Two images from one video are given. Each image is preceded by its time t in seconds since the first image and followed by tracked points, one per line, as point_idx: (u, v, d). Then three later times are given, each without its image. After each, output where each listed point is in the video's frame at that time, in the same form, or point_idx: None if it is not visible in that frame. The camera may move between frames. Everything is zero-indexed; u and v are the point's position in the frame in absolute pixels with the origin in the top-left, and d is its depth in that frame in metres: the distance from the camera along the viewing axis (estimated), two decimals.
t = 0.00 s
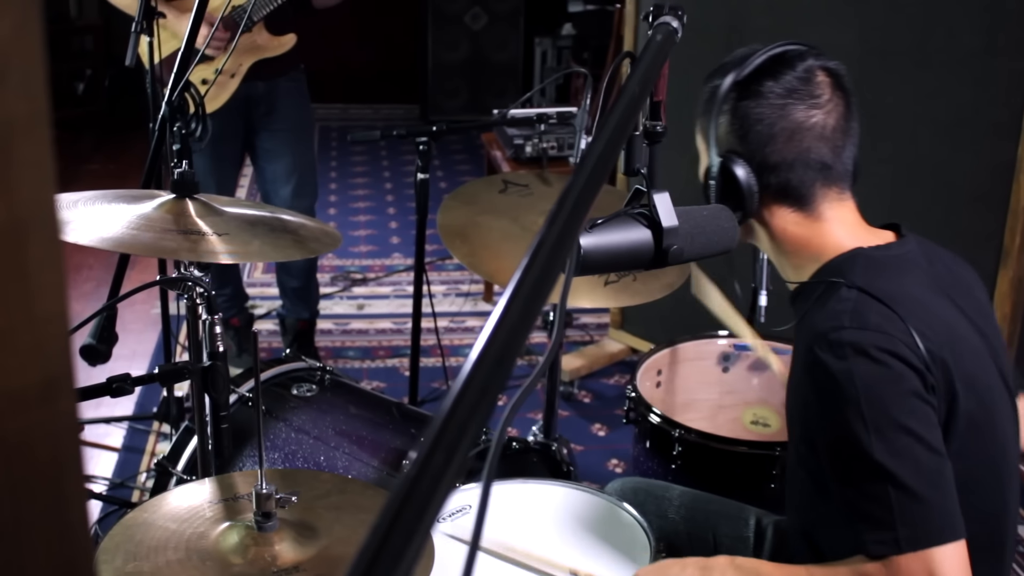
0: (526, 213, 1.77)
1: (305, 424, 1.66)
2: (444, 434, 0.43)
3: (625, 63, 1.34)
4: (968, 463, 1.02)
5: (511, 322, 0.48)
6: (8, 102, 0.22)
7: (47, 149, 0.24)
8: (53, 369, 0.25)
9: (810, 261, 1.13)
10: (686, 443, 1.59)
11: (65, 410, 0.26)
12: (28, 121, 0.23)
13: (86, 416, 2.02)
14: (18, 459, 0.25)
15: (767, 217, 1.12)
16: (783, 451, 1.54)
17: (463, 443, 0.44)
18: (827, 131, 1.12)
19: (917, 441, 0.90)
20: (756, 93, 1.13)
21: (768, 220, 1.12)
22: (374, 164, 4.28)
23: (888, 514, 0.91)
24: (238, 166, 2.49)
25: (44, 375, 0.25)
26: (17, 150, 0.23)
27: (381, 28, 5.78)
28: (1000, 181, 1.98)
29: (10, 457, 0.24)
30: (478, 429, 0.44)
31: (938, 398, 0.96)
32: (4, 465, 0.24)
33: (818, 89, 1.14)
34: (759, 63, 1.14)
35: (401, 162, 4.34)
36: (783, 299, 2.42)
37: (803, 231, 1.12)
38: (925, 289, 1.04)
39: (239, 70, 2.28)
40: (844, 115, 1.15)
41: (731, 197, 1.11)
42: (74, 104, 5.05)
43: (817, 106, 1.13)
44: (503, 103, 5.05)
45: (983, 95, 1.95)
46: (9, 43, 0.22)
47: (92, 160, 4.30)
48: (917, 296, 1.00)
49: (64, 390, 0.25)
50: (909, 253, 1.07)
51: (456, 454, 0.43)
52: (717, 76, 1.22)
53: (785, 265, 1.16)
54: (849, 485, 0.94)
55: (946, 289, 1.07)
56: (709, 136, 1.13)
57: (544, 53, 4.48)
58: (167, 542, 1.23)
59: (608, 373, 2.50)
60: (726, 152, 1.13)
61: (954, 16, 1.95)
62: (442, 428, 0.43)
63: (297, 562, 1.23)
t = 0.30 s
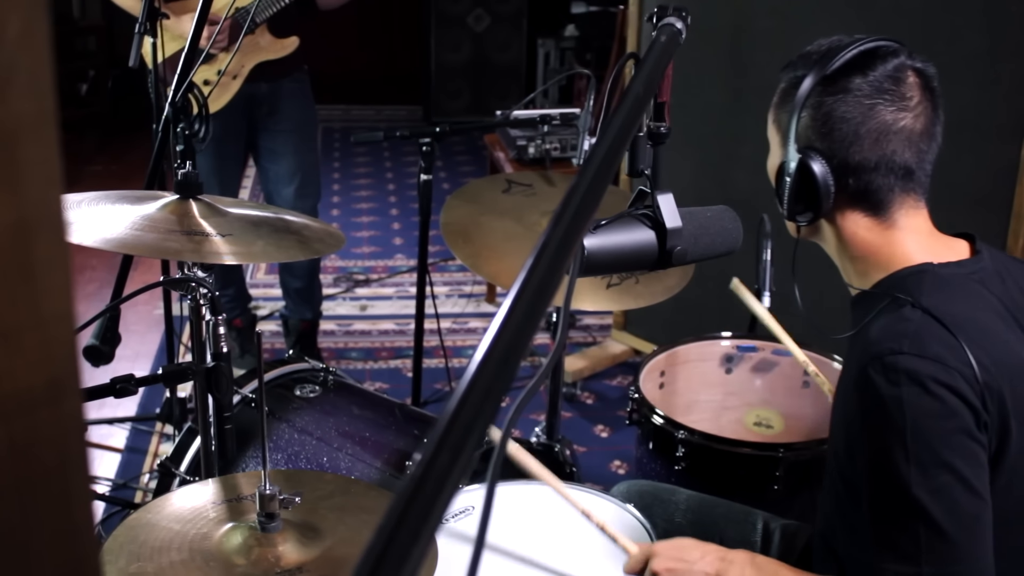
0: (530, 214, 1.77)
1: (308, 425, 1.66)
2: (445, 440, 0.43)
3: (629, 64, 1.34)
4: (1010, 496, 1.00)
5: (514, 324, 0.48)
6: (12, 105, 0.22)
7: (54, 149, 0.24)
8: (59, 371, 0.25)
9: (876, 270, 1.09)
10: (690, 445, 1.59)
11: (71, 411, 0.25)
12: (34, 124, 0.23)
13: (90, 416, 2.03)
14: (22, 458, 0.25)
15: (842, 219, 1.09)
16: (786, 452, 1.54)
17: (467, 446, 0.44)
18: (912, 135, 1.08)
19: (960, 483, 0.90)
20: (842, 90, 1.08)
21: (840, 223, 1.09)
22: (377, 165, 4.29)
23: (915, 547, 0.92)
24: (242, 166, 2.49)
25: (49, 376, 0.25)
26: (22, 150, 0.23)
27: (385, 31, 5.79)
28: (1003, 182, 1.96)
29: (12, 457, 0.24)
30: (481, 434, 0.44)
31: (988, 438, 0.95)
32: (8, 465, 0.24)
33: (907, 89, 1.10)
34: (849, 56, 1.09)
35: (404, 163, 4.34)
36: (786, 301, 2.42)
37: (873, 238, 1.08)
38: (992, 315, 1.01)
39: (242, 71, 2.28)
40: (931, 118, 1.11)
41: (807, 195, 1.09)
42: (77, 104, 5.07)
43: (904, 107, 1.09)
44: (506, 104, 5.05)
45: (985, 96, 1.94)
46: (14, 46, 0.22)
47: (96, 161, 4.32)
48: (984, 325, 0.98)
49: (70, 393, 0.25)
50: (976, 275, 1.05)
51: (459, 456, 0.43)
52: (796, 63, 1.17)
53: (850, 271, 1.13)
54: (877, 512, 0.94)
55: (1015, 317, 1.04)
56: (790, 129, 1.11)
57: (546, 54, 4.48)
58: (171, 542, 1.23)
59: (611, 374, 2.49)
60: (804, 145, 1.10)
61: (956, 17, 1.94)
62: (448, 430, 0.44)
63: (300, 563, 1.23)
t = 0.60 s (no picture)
0: (531, 215, 1.78)
1: (311, 426, 1.66)
2: (447, 443, 0.43)
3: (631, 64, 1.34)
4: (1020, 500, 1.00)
5: (518, 325, 0.48)
6: (13, 106, 0.22)
7: (57, 150, 0.23)
8: (62, 372, 0.24)
9: (896, 274, 1.09)
10: (692, 446, 1.59)
11: (72, 412, 0.25)
12: (37, 126, 0.22)
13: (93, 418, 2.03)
14: (23, 461, 0.24)
15: (867, 219, 1.09)
16: (789, 453, 1.54)
17: (470, 447, 0.44)
18: (945, 139, 1.08)
19: (983, 490, 0.90)
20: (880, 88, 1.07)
21: (865, 223, 1.09)
22: (379, 167, 4.29)
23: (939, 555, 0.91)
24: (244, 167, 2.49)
25: (52, 378, 0.24)
26: (24, 151, 0.22)
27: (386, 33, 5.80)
28: (1005, 181, 1.96)
29: (13, 459, 0.24)
30: (482, 437, 0.44)
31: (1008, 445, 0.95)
32: (9, 468, 0.24)
33: (944, 91, 1.09)
34: (891, 53, 1.07)
35: (405, 165, 4.34)
36: (788, 302, 2.42)
37: (895, 241, 1.08)
38: (1010, 322, 1.01)
39: (243, 76, 2.28)
40: (964, 120, 1.10)
41: (837, 193, 1.07)
42: (79, 107, 5.08)
43: (939, 109, 1.08)
44: (507, 106, 5.06)
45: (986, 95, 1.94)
46: (15, 48, 0.22)
47: (98, 163, 4.33)
48: (1003, 331, 0.99)
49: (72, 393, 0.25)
50: (995, 282, 1.05)
51: (463, 459, 0.43)
52: (834, 55, 1.15)
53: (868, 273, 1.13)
54: (901, 521, 0.93)
55: None
56: (823, 124, 1.08)
57: (547, 55, 4.49)
58: (174, 544, 1.23)
59: (613, 375, 2.49)
60: (836, 142, 1.09)
61: (957, 15, 1.94)
62: (451, 431, 0.44)
63: (304, 564, 1.23)
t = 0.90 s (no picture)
0: (534, 219, 1.78)
1: (313, 430, 1.66)
2: (452, 448, 0.43)
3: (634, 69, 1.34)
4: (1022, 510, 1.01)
5: (522, 329, 0.49)
6: (21, 112, 0.22)
7: (62, 156, 0.23)
8: (67, 377, 0.24)
9: (917, 273, 1.09)
10: (694, 451, 1.58)
11: (78, 416, 0.25)
12: (44, 130, 0.22)
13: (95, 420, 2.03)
14: (29, 465, 0.24)
15: (892, 212, 1.07)
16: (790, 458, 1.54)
17: (474, 452, 0.43)
18: (978, 127, 1.07)
19: (984, 509, 0.91)
20: (912, 76, 1.05)
21: (890, 219, 1.08)
22: (381, 171, 4.29)
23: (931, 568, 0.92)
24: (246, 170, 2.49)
25: (57, 384, 0.24)
26: (30, 153, 0.22)
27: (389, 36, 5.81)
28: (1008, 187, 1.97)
29: (18, 465, 0.24)
30: (487, 441, 0.44)
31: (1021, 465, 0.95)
32: (13, 473, 0.24)
33: (975, 78, 1.08)
34: (925, 39, 1.05)
35: (407, 168, 4.35)
36: (790, 306, 2.42)
37: (920, 235, 1.08)
38: None
39: (246, 79, 2.29)
40: (993, 107, 1.10)
41: (870, 187, 1.05)
42: (81, 109, 5.09)
43: (971, 96, 1.07)
44: (509, 110, 5.06)
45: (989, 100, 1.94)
46: (20, 53, 0.22)
47: (101, 165, 4.34)
48: None
49: (78, 398, 0.25)
50: (1016, 288, 1.05)
51: (467, 462, 0.43)
52: (860, 42, 1.13)
53: (886, 271, 1.12)
54: (897, 527, 0.94)
55: None
56: (854, 115, 1.06)
57: (550, 59, 4.50)
58: (176, 547, 1.23)
59: (615, 380, 2.49)
60: (868, 132, 1.06)
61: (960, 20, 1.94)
62: (456, 433, 0.44)
63: (305, 567, 1.23)
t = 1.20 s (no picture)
0: (536, 224, 1.78)
1: (315, 435, 1.66)
2: (456, 452, 0.43)
3: (635, 74, 1.34)
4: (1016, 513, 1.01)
5: (523, 336, 0.48)
6: (25, 117, 0.21)
7: (67, 157, 0.22)
8: (72, 384, 0.23)
9: (914, 278, 1.09)
10: (696, 455, 1.58)
11: (82, 423, 0.24)
12: (47, 140, 0.22)
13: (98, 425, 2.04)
14: (33, 472, 0.23)
15: (893, 215, 1.07)
16: (792, 462, 1.54)
17: (479, 452, 0.44)
18: (987, 138, 1.06)
19: (974, 515, 0.91)
20: (927, 81, 1.04)
21: (889, 222, 1.08)
22: (383, 175, 4.30)
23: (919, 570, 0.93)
24: (248, 175, 2.49)
25: (61, 391, 0.23)
26: (33, 161, 0.22)
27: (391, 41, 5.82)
28: (1010, 190, 1.97)
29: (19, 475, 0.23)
30: (487, 451, 0.44)
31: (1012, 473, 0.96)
32: (13, 479, 0.23)
33: (990, 89, 1.07)
34: (943, 45, 1.04)
35: (409, 173, 4.35)
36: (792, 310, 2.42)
37: (919, 240, 1.08)
38: None
39: (246, 84, 2.32)
40: (1005, 119, 1.08)
41: (872, 186, 1.04)
42: (83, 115, 5.10)
43: (984, 107, 1.06)
44: (511, 114, 5.07)
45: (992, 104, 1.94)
46: (26, 53, 0.21)
47: (103, 171, 4.35)
48: None
49: (83, 407, 0.24)
50: (1011, 292, 1.06)
51: (469, 469, 0.43)
52: (880, 41, 1.12)
53: (884, 273, 1.12)
54: (888, 529, 0.95)
55: None
56: (864, 115, 1.05)
57: (552, 63, 4.51)
58: (178, 553, 1.23)
59: (617, 384, 2.49)
60: (876, 132, 1.06)
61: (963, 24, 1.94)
62: (457, 443, 0.44)
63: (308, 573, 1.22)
